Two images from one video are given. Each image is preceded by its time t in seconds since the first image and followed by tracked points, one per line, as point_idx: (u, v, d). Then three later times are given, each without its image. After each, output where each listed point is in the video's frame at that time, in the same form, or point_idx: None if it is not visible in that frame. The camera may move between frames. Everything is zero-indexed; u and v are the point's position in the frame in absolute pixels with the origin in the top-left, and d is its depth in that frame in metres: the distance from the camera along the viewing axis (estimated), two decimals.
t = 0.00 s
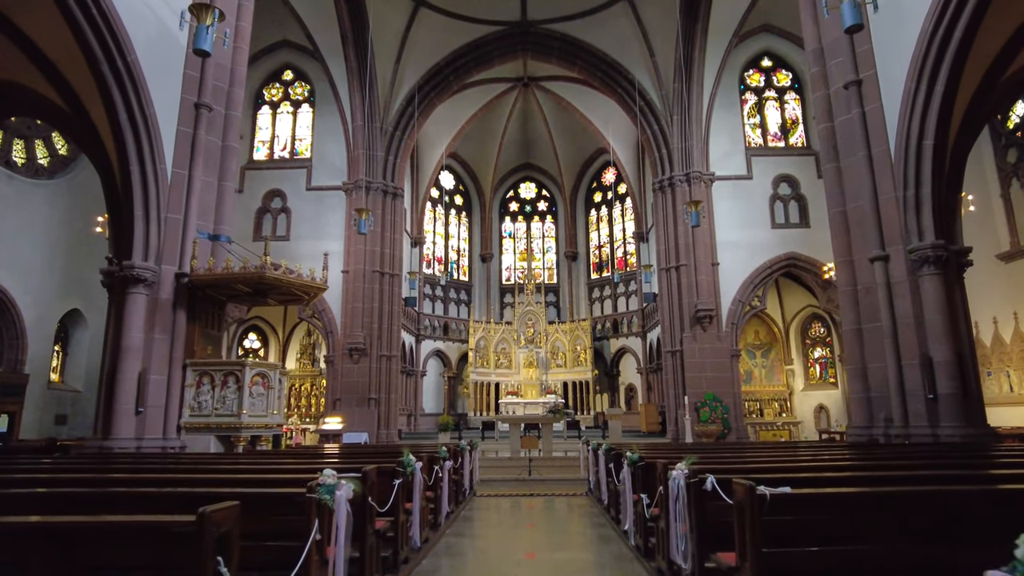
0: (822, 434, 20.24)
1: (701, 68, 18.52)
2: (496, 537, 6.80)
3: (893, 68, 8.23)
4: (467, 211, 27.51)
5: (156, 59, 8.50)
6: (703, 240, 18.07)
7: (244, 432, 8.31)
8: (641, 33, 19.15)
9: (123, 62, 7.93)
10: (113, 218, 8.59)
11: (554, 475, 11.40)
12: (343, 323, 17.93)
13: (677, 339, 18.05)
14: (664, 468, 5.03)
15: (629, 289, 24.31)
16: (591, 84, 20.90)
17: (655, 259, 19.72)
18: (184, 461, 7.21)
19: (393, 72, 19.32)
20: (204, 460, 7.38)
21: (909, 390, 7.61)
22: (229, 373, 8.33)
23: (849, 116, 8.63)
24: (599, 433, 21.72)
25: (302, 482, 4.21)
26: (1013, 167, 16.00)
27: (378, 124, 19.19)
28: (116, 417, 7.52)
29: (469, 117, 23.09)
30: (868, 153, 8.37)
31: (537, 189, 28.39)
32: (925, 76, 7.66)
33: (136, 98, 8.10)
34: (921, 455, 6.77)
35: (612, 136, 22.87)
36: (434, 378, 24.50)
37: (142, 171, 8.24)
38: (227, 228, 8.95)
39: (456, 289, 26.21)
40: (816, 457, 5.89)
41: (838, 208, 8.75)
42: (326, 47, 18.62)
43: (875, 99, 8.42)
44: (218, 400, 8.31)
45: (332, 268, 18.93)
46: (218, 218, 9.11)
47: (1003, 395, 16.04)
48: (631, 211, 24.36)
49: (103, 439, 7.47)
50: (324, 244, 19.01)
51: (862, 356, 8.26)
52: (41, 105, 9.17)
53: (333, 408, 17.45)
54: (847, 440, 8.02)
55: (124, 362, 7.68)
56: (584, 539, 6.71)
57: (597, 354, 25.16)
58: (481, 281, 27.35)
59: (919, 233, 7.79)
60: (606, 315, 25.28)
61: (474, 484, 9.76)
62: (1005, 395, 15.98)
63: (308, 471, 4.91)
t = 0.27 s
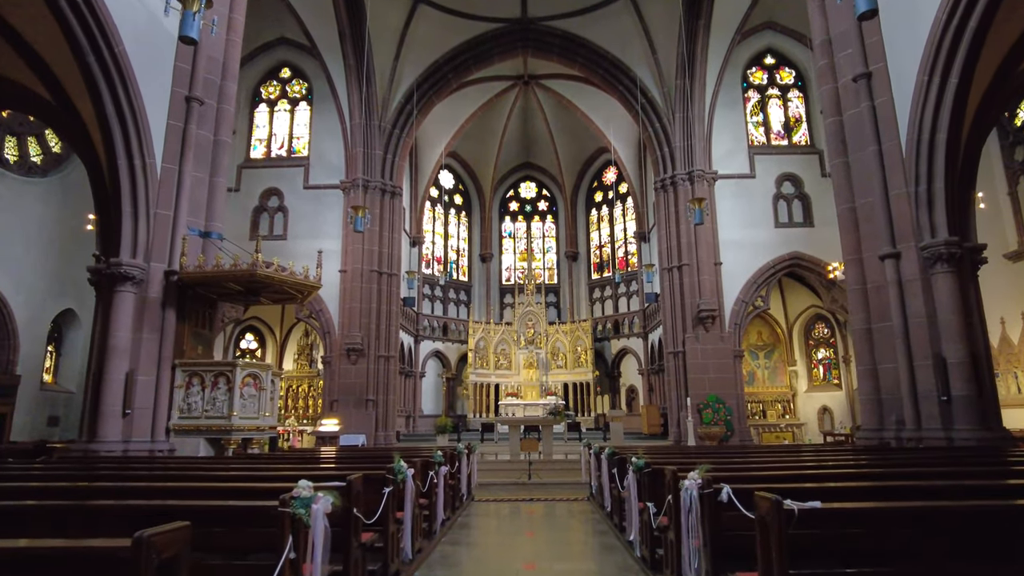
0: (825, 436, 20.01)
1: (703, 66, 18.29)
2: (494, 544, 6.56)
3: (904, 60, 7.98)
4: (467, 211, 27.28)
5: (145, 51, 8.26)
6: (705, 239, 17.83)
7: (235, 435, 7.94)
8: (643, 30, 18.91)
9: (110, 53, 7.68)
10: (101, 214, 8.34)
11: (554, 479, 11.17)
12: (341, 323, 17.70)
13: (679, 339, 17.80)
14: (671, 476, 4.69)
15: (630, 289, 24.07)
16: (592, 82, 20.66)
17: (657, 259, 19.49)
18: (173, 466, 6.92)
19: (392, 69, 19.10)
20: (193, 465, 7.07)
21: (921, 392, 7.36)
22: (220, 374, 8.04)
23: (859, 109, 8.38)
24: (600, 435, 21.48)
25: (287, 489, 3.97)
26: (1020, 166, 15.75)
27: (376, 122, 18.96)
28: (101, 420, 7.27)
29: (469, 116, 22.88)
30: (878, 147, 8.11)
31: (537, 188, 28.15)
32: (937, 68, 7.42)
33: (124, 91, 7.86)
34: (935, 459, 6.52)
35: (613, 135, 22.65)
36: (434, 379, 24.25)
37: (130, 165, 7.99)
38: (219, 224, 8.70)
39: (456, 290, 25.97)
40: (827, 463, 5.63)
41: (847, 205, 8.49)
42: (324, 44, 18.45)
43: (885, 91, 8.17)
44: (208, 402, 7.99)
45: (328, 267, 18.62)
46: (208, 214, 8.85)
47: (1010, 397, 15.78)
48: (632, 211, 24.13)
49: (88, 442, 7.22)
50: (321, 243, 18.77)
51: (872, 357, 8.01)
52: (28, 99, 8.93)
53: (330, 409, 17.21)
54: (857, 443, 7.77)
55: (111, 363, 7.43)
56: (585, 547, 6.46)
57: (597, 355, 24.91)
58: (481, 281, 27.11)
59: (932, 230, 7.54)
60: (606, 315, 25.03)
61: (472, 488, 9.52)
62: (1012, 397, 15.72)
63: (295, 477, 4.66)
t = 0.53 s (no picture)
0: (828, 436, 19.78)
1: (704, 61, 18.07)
2: (491, 547, 6.31)
3: (913, 48, 7.74)
4: (466, 209, 27.06)
5: (132, 39, 8.02)
6: (707, 236, 17.60)
7: (224, 434, 7.67)
8: (643, 25, 18.67)
9: (94, 40, 7.45)
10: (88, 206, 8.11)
11: (554, 478, 10.94)
12: (337, 322, 17.47)
13: (680, 338, 17.57)
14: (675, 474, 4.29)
15: (631, 288, 23.83)
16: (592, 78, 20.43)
17: (658, 256, 19.25)
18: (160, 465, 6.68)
19: (390, 65, 18.88)
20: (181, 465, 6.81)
21: (933, 389, 7.13)
22: (208, 370, 7.78)
23: (866, 99, 8.15)
24: (601, 435, 21.24)
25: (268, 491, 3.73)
26: None
27: (373, 118, 18.73)
28: (86, 418, 7.03)
29: (468, 112, 22.66)
30: (886, 137, 7.88)
31: (537, 186, 27.92)
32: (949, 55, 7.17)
33: (110, 79, 7.63)
34: (948, 457, 6.28)
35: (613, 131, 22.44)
36: (432, 378, 24.02)
37: (117, 156, 7.76)
38: (209, 217, 8.46)
39: (455, 288, 25.74)
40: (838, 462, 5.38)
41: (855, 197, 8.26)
42: (322, 40, 18.28)
43: (893, 80, 7.94)
44: (197, 400, 7.73)
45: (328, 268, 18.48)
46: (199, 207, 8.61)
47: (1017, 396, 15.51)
48: (633, 208, 23.90)
49: (73, 441, 6.98)
50: (318, 240, 18.53)
51: (880, 353, 7.77)
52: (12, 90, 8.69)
53: (327, 408, 16.97)
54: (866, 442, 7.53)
55: (96, 359, 7.19)
56: (586, 550, 6.21)
57: (597, 354, 24.66)
58: (480, 280, 26.88)
59: (942, 221, 7.31)
60: (607, 314, 24.79)
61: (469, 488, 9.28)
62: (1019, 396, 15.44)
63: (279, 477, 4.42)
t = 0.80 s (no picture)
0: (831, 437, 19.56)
1: (705, 56, 17.85)
2: (486, 553, 6.05)
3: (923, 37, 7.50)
4: (465, 207, 26.82)
5: (118, 29, 7.78)
6: (708, 233, 17.35)
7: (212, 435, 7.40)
8: (644, 20, 18.44)
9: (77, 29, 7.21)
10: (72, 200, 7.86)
11: (554, 481, 10.70)
12: (334, 321, 17.23)
13: (681, 337, 17.33)
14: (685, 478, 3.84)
15: (631, 287, 23.59)
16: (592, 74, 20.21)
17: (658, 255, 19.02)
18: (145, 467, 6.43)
19: (387, 61, 18.65)
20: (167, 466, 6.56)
21: (945, 389, 6.88)
22: (196, 370, 7.53)
23: (874, 90, 7.91)
24: (601, 435, 20.99)
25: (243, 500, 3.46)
26: None
27: (370, 114, 18.49)
28: (69, 419, 6.78)
29: (466, 110, 22.45)
30: (895, 129, 7.64)
31: (536, 184, 27.68)
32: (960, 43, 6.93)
33: (94, 69, 7.39)
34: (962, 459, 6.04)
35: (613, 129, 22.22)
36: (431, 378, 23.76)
37: (102, 148, 7.52)
38: (198, 212, 8.22)
39: (454, 288, 25.50)
40: (851, 465, 5.12)
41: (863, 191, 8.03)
42: (318, 36, 18.05)
43: (902, 71, 7.70)
44: (185, 400, 7.48)
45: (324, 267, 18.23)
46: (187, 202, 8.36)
47: None
48: (633, 207, 23.67)
49: (55, 443, 6.73)
50: (315, 238, 18.29)
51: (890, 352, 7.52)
52: None
53: (323, 409, 16.72)
54: (875, 444, 7.29)
55: (80, 359, 6.94)
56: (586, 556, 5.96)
57: (597, 354, 24.41)
58: (479, 279, 26.64)
59: (955, 215, 7.07)
60: (607, 313, 24.54)
61: (466, 491, 9.03)
62: None
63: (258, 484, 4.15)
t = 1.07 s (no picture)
0: (834, 437, 19.36)
1: (707, 52, 17.64)
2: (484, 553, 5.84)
3: (935, 25, 7.27)
4: (464, 206, 26.61)
5: (105, 17, 7.54)
6: (711, 231, 17.13)
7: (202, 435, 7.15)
8: (645, 15, 18.21)
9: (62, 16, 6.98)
10: (59, 194, 7.63)
11: (555, 482, 10.48)
12: (332, 319, 17.01)
13: (683, 336, 17.10)
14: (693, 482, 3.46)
15: (632, 286, 23.37)
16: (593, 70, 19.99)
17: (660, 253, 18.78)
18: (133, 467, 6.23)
19: (386, 57, 18.41)
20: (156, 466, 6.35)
21: (959, 387, 6.66)
22: (185, 367, 7.28)
23: (884, 80, 7.68)
24: (602, 436, 20.76)
25: (221, 509, 3.19)
26: None
27: (367, 110, 18.27)
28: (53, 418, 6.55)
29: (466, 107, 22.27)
30: (906, 120, 7.41)
31: (536, 182, 27.46)
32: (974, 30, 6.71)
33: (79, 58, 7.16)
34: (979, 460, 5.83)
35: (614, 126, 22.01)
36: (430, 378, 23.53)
37: (89, 140, 7.29)
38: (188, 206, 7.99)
39: (453, 286, 25.27)
40: (865, 466, 4.90)
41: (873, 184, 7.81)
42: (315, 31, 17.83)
43: (913, 59, 7.47)
44: (174, 398, 7.22)
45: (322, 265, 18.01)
46: (178, 196, 8.13)
47: None
48: (634, 205, 23.46)
49: (39, 443, 6.50)
50: (312, 236, 18.07)
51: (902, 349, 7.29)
52: None
53: (321, 409, 16.50)
54: (886, 444, 7.06)
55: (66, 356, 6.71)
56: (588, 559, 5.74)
57: (598, 353, 24.18)
58: (478, 278, 26.41)
59: (968, 208, 6.85)
60: (608, 312, 24.30)
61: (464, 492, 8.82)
62: None
63: (242, 487, 3.91)
